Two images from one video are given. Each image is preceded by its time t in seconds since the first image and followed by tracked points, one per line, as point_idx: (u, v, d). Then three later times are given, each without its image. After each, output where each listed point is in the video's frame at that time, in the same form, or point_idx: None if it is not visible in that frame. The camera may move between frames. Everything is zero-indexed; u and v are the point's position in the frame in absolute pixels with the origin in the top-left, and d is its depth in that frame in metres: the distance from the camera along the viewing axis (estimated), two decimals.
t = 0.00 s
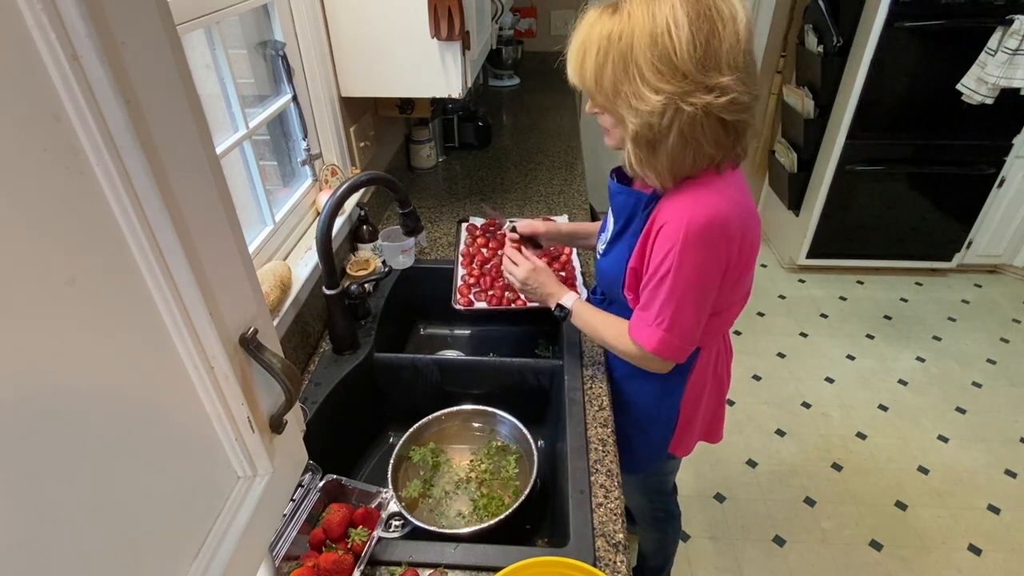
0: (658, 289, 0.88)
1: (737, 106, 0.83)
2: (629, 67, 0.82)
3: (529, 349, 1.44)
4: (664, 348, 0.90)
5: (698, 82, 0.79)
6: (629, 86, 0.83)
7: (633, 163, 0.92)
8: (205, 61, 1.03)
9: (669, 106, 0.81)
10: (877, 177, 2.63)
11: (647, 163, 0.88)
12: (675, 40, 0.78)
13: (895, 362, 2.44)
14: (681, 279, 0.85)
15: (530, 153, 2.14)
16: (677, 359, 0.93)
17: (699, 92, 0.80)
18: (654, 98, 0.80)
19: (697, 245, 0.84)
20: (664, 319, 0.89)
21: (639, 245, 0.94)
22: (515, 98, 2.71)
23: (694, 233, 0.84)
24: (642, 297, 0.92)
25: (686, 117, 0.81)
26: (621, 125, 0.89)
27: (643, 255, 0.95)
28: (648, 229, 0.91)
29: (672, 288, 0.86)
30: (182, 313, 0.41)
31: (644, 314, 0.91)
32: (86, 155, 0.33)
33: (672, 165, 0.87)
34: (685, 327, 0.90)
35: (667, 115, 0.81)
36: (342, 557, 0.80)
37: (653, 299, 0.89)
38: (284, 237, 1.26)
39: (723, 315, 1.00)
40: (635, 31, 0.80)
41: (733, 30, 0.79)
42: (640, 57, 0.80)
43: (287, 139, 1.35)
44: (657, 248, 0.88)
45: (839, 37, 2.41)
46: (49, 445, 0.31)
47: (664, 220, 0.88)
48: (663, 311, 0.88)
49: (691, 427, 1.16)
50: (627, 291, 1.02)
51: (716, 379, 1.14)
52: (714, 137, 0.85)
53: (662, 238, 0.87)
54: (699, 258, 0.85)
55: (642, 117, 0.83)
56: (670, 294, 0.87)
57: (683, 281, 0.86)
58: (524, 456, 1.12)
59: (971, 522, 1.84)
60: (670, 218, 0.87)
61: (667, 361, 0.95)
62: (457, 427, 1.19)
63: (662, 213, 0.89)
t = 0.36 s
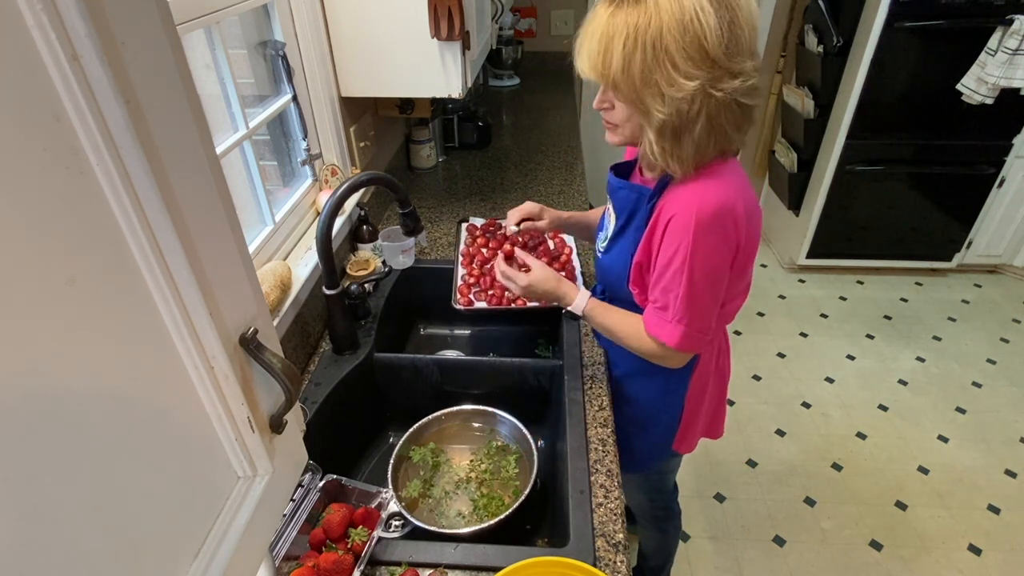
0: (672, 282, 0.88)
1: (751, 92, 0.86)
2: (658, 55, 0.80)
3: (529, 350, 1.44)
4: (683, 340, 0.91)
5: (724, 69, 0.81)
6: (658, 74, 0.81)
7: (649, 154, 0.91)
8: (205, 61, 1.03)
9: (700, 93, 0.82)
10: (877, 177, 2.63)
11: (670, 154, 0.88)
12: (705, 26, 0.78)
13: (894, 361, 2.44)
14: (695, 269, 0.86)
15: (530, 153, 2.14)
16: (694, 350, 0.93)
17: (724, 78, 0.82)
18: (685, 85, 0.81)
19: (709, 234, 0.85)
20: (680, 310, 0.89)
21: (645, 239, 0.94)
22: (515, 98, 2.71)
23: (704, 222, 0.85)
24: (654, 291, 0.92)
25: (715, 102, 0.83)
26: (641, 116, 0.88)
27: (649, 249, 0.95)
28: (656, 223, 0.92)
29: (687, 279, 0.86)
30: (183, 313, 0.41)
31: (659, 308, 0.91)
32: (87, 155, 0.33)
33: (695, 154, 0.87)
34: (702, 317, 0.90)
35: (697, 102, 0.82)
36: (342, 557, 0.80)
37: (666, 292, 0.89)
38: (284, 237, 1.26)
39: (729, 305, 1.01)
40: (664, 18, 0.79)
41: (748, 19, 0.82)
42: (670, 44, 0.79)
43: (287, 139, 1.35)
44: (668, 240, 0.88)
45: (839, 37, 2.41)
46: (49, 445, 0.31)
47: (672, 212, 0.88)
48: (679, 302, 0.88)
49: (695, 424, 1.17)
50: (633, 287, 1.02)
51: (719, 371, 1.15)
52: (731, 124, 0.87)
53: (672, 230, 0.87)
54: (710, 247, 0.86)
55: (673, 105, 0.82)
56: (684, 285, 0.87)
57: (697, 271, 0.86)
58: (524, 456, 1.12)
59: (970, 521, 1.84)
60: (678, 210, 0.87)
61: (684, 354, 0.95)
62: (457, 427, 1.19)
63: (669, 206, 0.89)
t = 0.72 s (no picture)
0: (677, 276, 0.88)
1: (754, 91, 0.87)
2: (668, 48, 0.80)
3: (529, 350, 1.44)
4: (691, 334, 0.91)
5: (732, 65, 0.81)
6: (669, 68, 0.82)
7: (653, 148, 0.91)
8: (205, 61, 1.03)
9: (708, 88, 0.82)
10: (877, 177, 2.64)
11: (676, 149, 0.87)
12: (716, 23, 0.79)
13: (894, 361, 2.44)
14: (701, 262, 0.86)
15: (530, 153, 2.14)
16: (703, 344, 0.93)
17: (731, 75, 0.82)
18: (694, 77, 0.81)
19: (713, 227, 0.85)
20: (688, 304, 0.89)
21: (648, 235, 0.94)
22: (515, 98, 2.71)
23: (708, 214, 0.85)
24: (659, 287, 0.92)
25: (721, 98, 0.83)
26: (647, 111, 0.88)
27: (652, 245, 0.95)
28: (659, 219, 0.92)
29: (694, 272, 0.86)
30: (183, 312, 0.41)
31: (666, 303, 0.91)
32: (86, 154, 0.33)
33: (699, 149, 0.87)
34: (709, 310, 0.90)
35: (705, 96, 0.82)
36: (342, 557, 0.80)
37: (673, 286, 0.89)
38: (284, 237, 1.26)
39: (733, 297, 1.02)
40: (677, 13, 0.79)
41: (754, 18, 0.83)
42: (680, 38, 0.79)
43: (287, 139, 1.35)
44: (672, 235, 0.88)
45: (839, 37, 2.41)
46: (48, 445, 0.31)
47: (676, 207, 0.88)
48: (686, 296, 0.88)
49: (699, 419, 1.17)
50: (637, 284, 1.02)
51: (721, 366, 1.16)
52: (735, 122, 0.88)
53: (676, 224, 0.87)
54: (715, 239, 0.86)
55: (682, 98, 0.82)
56: (691, 279, 0.87)
57: (703, 264, 0.86)
58: (524, 456, 1.12)
59: (970, 521, 1.84)
60: (681, 204, 0.87)
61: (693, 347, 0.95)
62: (457, 427, 1.19)
63: (671, 201, 0.89)
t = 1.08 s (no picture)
0: (687, 265, 0.88)
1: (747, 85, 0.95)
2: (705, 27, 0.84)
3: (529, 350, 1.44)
4: (703, 322, 0.91)
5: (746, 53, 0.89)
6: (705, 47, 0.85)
7: (680, 134, 0.92)
8: (205, 61, 1.03)
9: (733, 76, 0.89)
10: (877, 177, 2.63)
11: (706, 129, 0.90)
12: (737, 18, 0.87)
13: (894, 361, 2.44)
14: (710, 248, 0.86)
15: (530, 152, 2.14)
16: (713, 332, 0.93)
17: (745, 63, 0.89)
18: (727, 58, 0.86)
19: (719, 213, 0.86)
20: (699, 292, 0.89)
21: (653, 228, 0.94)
22: (515, 98, 2.71)
23: (714, 201, 0.86)
24: (667, 278, 0.92)
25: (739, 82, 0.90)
26: (678, 96, 0.90)
27: (657, 238, 0.95)
28: (663, 211, 0.92)
29: (703, 260, 0.87)
30: (182, 312, 0.41)
31: (675, 294, 0.91)
32: (86, 154, 0.33)
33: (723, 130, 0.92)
34: (719, 296, 0.90)
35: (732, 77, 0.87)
36: (342, 557, 0.80)
37: (683, 276, 0.89)
38: (283, 237, 1.26)
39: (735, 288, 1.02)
40: None
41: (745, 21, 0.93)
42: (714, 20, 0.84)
43: (287, 139, 1.35)
44: (679, 224, 0.88)
45: (839, 37, 2.41)
46: (48, 446, 0.31)
47: (680, 196, 0.88)
48: (696, 284, 0.88)
49: (703, 416, 1.18)
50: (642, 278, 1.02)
51: (723, 361, 1.17)
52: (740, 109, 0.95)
53: (682, 213, 0.88)
54: (722, 226, 0.86)
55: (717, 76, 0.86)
56: (701, 266, 0.87)
57: (712, 252, 0.87)
58: (524, 456, 1.12)
59: (970, 521, 1.84)
60: (686, 193, 0.88)
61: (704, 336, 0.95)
62: (457, 427, 1.19)
63: (674, 191, 0.90)
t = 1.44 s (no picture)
0: (690, 263, 0.88)
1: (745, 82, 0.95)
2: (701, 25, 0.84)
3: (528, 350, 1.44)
4: (705, 319, 0.91)
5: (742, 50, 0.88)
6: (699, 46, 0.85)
7: (676, 132, 0.92)
8: (205, 61, 1.03)
9: (731, 73, 0.90)
10: (877, 177, 2.63)
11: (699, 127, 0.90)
12: (732, 16, 0.87)
13: (894, 361, 2.44)
14: (712, 246, 0.86)
15: (530, 152, 2.14)
16: (716, 330, 0.93)
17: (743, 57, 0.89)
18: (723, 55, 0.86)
19: (721, 210, 0.86)
20: (701, 289, 0.89)
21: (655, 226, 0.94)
22: (515, 98, 2.71)
23: (716, 197, 0.86)
24: (669, 275, 0.92)
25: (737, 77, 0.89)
26: (676, 96, 0.90)
27: (659, 236, 0.95)
28: (666, 208, 0.92)
29: (706, 256, 0.87)
30: (183, 312, 0.41)
31: (678, 292, 0.91)
32: (86, 154, 0.33)
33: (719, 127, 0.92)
34: (722, 294, 0.90)
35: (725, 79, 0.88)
36: (341, 557, 0.80)
37: (686, 273, 0.89)
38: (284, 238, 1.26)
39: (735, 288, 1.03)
40: None
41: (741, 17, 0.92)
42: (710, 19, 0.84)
43: (287, 139, 1.35)
44: (681, 222, 0.88)
45: (839, 38, 2.41)
46: (48, 447, 0.31)
47: (682, 194, 0.89)
48: (699, 281, 0.88)
49: (704, 414, 1.18)
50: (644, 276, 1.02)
51: (724, 360, 1.16)
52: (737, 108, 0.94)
53: (684, 210, 0.88)
54: (724, 223, 0.86)
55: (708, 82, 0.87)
56: (703, 263, 0.87)
57: (714, 249, 0.87)
58: (524, 456, 1.12)
59: (970, 521, 1.84)
60: (688, 190, 0.88)
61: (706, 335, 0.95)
62: (458, 427, 1.18)
63: (676, 189, 0.90)
